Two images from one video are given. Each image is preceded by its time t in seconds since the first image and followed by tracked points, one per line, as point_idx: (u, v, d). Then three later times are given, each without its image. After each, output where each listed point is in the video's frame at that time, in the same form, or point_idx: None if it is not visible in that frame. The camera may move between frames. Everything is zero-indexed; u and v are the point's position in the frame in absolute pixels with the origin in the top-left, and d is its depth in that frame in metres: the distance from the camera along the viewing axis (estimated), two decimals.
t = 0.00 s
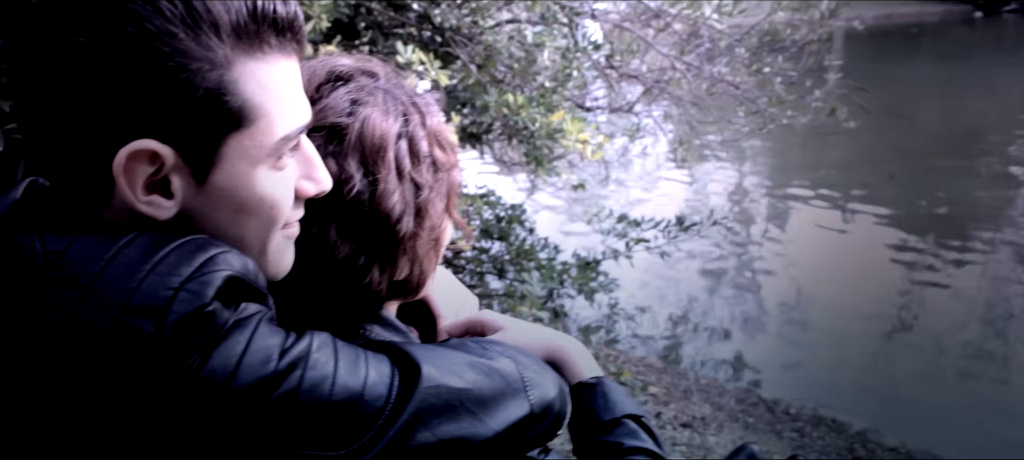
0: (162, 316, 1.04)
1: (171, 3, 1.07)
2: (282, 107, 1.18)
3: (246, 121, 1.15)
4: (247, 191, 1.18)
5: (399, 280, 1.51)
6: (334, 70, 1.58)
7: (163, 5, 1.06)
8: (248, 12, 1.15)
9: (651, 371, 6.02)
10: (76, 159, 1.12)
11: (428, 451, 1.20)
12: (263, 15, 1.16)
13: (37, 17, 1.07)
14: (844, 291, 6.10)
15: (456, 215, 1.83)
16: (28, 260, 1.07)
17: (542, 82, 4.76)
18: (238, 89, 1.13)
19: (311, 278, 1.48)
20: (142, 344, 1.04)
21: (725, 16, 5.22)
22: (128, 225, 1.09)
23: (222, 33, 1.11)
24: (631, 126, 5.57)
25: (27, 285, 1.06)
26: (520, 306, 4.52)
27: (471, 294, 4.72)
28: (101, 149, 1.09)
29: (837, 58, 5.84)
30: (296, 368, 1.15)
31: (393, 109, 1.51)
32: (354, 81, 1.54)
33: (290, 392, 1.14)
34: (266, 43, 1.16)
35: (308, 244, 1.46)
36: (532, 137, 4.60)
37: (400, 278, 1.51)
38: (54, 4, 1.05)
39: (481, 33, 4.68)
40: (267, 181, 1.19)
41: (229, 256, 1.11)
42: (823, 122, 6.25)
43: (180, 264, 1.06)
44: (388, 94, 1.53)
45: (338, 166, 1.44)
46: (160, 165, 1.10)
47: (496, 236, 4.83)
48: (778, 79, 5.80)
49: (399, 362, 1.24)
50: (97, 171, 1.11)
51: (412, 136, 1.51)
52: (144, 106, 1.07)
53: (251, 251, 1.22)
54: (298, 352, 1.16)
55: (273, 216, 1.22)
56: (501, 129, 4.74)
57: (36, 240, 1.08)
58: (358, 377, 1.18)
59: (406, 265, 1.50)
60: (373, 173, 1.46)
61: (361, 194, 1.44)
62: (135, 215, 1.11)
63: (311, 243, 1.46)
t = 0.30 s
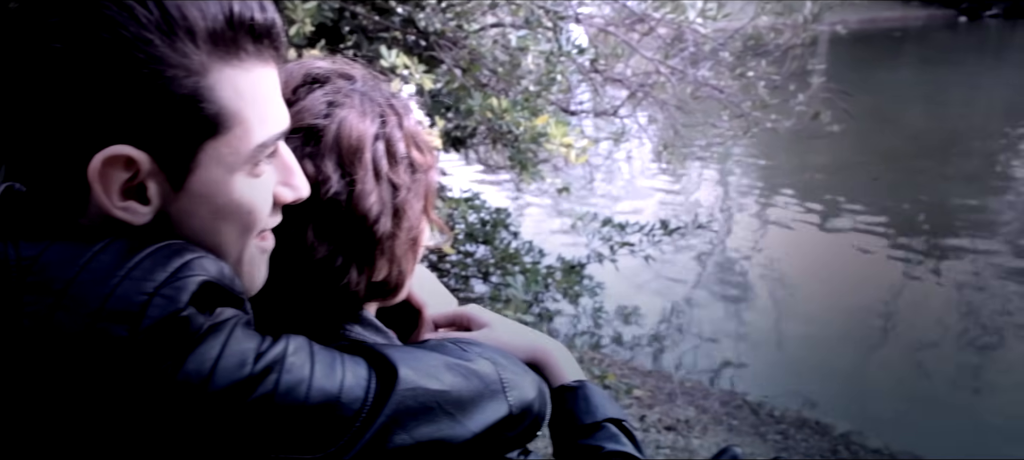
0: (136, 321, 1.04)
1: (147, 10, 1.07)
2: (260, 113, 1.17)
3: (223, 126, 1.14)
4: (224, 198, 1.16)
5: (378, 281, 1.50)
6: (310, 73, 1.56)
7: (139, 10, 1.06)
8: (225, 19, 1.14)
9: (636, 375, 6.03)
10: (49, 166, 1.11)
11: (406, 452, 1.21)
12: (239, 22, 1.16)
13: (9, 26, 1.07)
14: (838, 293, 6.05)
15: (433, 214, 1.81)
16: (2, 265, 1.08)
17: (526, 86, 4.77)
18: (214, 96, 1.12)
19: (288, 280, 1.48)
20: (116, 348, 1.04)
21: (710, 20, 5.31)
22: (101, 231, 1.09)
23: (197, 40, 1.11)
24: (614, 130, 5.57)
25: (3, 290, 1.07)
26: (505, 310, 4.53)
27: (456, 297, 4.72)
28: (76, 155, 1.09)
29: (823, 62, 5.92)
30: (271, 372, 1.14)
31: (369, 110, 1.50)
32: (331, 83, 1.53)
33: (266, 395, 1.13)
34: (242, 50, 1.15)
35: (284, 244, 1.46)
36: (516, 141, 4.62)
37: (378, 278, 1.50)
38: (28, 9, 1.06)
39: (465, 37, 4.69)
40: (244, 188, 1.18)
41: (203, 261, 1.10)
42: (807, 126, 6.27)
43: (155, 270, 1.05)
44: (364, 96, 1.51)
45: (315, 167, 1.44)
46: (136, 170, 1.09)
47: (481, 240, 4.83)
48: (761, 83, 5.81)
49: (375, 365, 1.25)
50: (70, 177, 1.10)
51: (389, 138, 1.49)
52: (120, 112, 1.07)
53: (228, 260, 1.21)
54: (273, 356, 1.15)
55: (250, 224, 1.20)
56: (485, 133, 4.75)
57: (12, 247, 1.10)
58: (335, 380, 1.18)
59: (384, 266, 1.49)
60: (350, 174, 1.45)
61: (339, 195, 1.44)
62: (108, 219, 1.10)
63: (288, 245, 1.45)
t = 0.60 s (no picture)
0: (112, 321, 1.04)
1: (121, 12, 1.06)
2: (236, 115, 1.18)
3: (198, 129, 1.13)
4: (201, 200, 1.16)
5: (358, 281, 1.49)
6: (289, 75, 1.54)
7: (113, 13, 1.06)
8: (199, 21, 1.14)
9: (623, 375, 6.01)
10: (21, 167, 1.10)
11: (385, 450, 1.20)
12: (214, 24, 1.16)
13: None
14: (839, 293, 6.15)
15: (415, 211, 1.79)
16: None
17: (512, 87, 4.77)
18: (189, 97, 1.12)
19: (268, 280, 1.46)
20: (93, 349, 1.04)
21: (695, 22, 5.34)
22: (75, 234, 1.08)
23: (172, 42, 1.10)
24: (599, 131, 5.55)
25: None
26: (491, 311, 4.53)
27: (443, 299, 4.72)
28: (49, 155, 1.08)
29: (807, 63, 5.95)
30: (249, 371, 1.14)
31: (348, 111, 1.48)
32: (310, 85, 1.51)
33: (245, 393, 1.13)
34: (216, 53, 1.15)
35: (263, 242, 1.44)
36: (501, 143, 4.64)
37: (358, 279, 1.49)
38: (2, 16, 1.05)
39: (451, 40, 4.67)
40: (220, 190, 1.18)
41: (180, 261, 1.10)
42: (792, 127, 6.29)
43: (131, 270, 1.05)
44: (343, 97, 1.50)
45: (294, 167, 1.42)
46: (111, 172, 1.08)
47: (468, 242, 4.83)
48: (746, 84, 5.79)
49: (355, 364, 1.24)
50: (45, 178, 1.09)
51: (369, 139, 1.48)
52: (94, 114, 1.06)
53: (206, 261, 1.21)
54: (250, 355, 1.15)
55: (227, 225, 1.20)
56: (471, 135, 4.75)
57: None
58: (313, 378, 1.18)
59: (365, 266, 1.49)
60: (330, 174, 1.43)
61: (318, 195, 1.42)
62: (83, 221, 1.09)
63: (268, 244, 1.44)
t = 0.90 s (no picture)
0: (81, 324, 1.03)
1: (89, 15, 1.06)
2: (208, 118, 1.17)
3: (168, 132, 1.13)
4: (172, 203, 1.16)
5: (332, 288, 1.49)
6: (262, 82, 1.53)
7: (81, 16, 1.06)
8: (168, 24, 1.14)
9: (605, 377, 6.00)
10: None
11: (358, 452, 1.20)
12: (183, 28, 1.15)
13: None
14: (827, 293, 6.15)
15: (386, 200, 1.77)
16: None
17: (493, 89, 4.78)
18: (159, 100, 1.12)
19: (241, 286, 1.45)
20: (62, 352, 1.04)
21: (676, 23, 5.39)
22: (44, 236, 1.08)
23: (140, 45, 1.10)
24: (580, 133, 5.58)
25: None
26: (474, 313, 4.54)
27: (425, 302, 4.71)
28: (20, 158, 1.08)
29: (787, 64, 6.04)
30: (221, 373, 1.14)
31: (322, 118, 1.46)
32: (284, 92, 1.50)
33: (218, 394, 1.13)
34: (185, 55, 1.14)
35: (238, 245, 1.43)
36: (483, 145, 4.64)
37: (333, 286, 1.48)
38: None
39: (433, 42, 4.66)
40: (191, 193, 1.17)
41: (151, 264, 1.10)
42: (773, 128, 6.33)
43: (101, 274, 1.05)
44: (317, 104, 1.48)
45: (266, 176, 1.41)
46: (80, 175, 1.09)
47: (450, 244, 4.83)
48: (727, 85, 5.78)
49: (328, 366, 1.24)
50: (15, 180, 1.09)
51: (341, 146, 1.46)
52: (64, 116, 1.06)
53: (179, 261, 1.21)
54: (223, 357, 1.15)
55: (199, 226, 1.20)
56: (452, 137, 4.76)
57: None
58: (285, 381, 1.17)
59: (339, 274, 1.48)
60: (303, 182, 1.43)
61: (290, 203, 1.41)
62: (52, 224, 1.09)
63: (242, 248, 1.43)
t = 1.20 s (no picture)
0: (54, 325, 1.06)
1: (59, 19, 1.10)
2: (181, 121, 1.20)
3: (139, 134, 1.16)
4: (144, 205, 1.18)
5: (304, 294, 1.48)
6: (234, 88, 1.52)
7: (52, 20, 1.09)
8: (140, 28, 1.17)
9: (586, 377, 6.01)
10: None
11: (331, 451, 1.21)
12: (154, 31, 1.19)
13: None
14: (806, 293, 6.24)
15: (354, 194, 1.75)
16: None
17: (474, 91, 4.80)
18: (130, 103, 1.15)
19: (218, 290, 1.45)
20: (34, 352, 1.07)
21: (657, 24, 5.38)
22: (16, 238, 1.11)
23: (111, 48, 1.13)
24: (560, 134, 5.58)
25: None
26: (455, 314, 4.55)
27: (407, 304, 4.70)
28: None
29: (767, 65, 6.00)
30: (194, 374, 1.15)
31: (295, 125, 1.45)
32: (256, 98, 1.49)
33: (192, 394, 1.14)
34: (156, 58, 1.18)
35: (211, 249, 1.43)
36: (463, 146, 4.65)
37: (305, 292, 1.48)
38: None
39: (413, 43, 4.66)
40: (164, 195, 1.19)
41: (123, 266, 1.12)
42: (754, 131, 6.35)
43: (73, 276, 1.07)
44: (289, 110, 1.47)
45: (238, 184, 1.41)
46: (51, 177, 1.12)
47: (431, 245, 4.83)
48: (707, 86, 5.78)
49: (301, 367, 1.24)
50: None
51: (314, 153, 1.45)
52: (35, 119, 1.10)
53: (151, 264, 1.23)
54: (196, 358, 1.16)
55: (170, 229, 1.22)
56: (432, 139, 4.75)
57: None
58: (258, 381, 1.18)
59: (311, 279, 1.47)
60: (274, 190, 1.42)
61: (263, 211, 1.41)
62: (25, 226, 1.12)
63: (219, 248, 1.43)
